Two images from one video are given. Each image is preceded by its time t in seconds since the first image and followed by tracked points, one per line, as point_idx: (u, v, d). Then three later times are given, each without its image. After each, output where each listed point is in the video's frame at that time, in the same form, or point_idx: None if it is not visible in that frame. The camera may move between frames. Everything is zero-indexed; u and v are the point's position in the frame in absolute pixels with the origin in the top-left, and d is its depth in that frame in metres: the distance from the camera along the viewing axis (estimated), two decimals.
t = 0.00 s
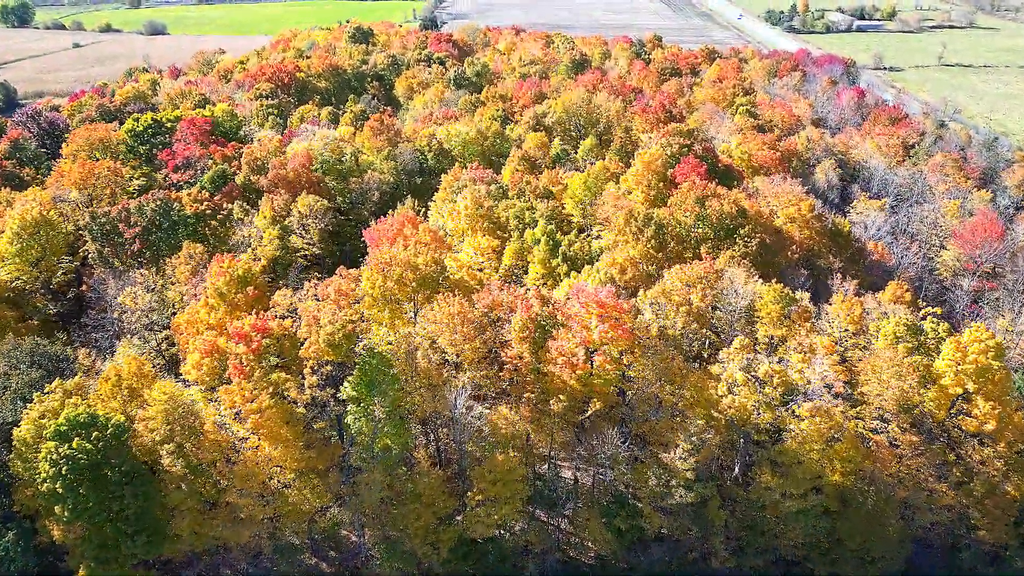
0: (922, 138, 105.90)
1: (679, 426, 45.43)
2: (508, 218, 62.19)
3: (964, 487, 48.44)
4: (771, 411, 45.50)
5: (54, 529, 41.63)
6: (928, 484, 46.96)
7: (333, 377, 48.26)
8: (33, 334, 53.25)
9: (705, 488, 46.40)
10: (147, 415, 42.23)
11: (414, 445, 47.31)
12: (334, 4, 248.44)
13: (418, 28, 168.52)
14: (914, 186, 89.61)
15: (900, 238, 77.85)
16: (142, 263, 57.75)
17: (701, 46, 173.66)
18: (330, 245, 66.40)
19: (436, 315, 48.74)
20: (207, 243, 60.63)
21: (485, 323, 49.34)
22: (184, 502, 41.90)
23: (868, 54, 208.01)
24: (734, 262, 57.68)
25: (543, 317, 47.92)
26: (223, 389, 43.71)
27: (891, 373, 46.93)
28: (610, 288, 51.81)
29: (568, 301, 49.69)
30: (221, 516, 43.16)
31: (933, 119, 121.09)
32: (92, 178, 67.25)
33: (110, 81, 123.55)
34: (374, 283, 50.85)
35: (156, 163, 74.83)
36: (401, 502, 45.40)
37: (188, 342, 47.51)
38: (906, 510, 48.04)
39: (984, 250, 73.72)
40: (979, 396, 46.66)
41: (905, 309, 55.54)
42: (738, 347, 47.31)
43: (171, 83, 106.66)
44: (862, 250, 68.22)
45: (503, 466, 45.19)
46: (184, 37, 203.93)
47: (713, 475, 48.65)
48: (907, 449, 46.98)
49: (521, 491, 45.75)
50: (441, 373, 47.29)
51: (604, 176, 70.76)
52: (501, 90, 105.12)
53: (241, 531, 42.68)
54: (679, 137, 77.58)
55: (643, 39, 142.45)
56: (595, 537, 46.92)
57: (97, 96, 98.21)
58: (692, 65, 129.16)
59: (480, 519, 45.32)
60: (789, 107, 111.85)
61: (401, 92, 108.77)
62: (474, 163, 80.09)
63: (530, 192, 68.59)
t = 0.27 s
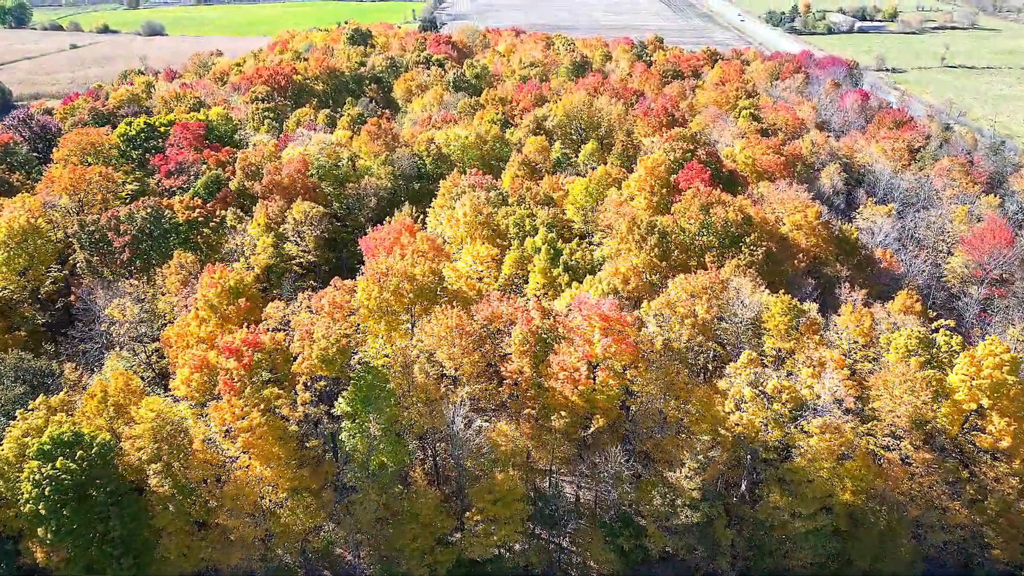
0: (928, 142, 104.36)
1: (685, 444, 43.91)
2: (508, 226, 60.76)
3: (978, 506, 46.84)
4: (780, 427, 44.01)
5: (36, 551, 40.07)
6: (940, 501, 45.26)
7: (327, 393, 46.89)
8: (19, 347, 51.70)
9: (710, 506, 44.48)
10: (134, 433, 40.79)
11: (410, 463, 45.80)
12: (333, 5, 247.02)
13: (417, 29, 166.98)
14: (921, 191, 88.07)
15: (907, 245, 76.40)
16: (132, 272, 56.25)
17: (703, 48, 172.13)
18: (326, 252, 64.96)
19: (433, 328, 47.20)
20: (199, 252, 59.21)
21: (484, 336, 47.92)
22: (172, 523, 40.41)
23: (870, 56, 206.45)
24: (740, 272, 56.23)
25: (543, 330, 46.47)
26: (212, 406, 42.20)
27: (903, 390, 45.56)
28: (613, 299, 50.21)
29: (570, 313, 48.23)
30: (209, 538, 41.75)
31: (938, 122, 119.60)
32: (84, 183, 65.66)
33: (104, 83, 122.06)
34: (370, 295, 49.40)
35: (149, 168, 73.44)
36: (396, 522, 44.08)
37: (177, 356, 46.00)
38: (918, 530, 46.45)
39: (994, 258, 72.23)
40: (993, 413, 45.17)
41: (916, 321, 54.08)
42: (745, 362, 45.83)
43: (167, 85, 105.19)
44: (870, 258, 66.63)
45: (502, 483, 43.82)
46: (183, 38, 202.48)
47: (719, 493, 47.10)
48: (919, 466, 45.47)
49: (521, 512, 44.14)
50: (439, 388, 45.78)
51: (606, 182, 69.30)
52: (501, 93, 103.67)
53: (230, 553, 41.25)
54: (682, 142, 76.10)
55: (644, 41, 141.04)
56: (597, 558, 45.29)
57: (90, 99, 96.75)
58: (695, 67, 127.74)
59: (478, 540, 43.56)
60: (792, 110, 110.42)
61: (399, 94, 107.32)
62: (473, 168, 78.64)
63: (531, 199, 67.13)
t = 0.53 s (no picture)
0: (933, 145, 102.94)
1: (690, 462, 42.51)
2: (508, 233, 59.26)
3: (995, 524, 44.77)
4: (789, 445, 42.52)
5: None
6: (958, 521, 43.25)
7: (321, 409, 45.43)
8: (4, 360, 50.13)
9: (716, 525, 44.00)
10: (119, 453, 39.23)
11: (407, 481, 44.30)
12: (331, 5, 245.49)
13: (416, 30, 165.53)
14: (927, 196, 86.66)
15: (914, 252, 75.02)
16: (121, 282, 54.73)
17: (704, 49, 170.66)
18: (321, 260, 63.48)
19: (430, 341, 45.68)
20: (191, 260, 57.64)
21: (483, 349, 46.49)
22: (158, 546, 38.53)
23: (872, 57, 204.97)
24: (746, 281, 54.74)
25: (544, 344, 45.02)
26: (201, 423, 40.62)
27: (916, 406, 44.17)
28: (616, 311, 48.73)
29: (572, 326, 46.67)
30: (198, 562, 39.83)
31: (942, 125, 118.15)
32: (73, 189, 64.16)
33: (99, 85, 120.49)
34: (365, 307, 47.87)
35: (142, 174, 71.89)
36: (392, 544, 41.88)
37: (165, 370, 44.35)
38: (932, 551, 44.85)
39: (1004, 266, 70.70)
40: (1009, 430, 43.63)
41: (926, 332, 52.62)
42: (752, 377, 44.34)
43: (161, 88, 103.61)
44: (877, 266, 65.18)
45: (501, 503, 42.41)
46: (180, 39, 200.84)
47: (726, 512, 45.56)
48: (932, 485, 43.98)
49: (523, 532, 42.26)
50: (436, 404, 44.30)
51: (607, 187, 67.80)
52: (501, 95, 102.16)
53: None
54: (685, 147, 74.62)
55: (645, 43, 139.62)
56: None
57: (83, 101, 95.21)
58: (696, 70, 126.31)
59: (477, 561, 41.34)
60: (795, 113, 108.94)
61: (398, 97, 105.85)
62: (472, 172, 77.12)
63: (531, 205, 65.59)
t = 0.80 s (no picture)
0: (939, 149, 101.38)
1: (692, 480, 41.85)
2: (508, 241, 57.86)
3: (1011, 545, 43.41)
4: (798, 465, 40.98)
5: None
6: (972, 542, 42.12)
7: (314, 426, 43.84)
8: None
9: (725, 549, 41.81)
10: (103, 472, 37.72)
11: (403, 501, 42.61)
12: (330, 6, 244.10)
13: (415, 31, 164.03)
14: (935, 201, 85.11)
15: (921, 258, 73.50)
16: (108, 293, 53.52)
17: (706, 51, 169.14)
18: (316, 268, 62.13)
19: (427, 355, 44.12)
20: (181, 268, 55.96)
21: (481, 363, 44.99)
22: (144, 571, 36.38)
23: (875, 58, 203.49)
24: (752, 291, 53.21)
25: (543, 358, 43.64)
26: (189, 441, 39.07)
27: (930, 423, 42.52)
28: (619, 323, 47.21)
29: (574, 339, 45.07)
30: None
31: (948, 128, 116.55)
32: (63, 195, 62.67)
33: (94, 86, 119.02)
34: (359, 319, 46.36)
35: (134, 179, 70.42)
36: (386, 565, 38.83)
37: (152, 385, 42.74)
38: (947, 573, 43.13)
39: (1014, 273, 69.14)
40: None
41: (937, 345, 51.14)
42: (759, 394, 42.82)
43: (156, 90, 102.07)
44: (886, 274, 63.64)
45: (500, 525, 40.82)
46: (178, 40, 199.27)
47: (733, 532, 44.06)
48: (946, 503, 42.51)
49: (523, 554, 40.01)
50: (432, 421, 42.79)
51: (608, 193, 66.36)
52: (500, 98, 100.65)
53: None
54: (688, 152, 73.12)
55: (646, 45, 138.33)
56: None
57: (77, 104, 93.64)
58: (698, 72, 124.86)
59: None
60: (799, 116, 107.46)
61: (396, 100, 104.30)
62: (471, 178, 75.62)
63: (531, 211, 64.05)
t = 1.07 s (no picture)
0: (945, 153, 99.98)
1: (702, 502, 40.51)
2: (507, 250, 56.39)
3: None
4: (809, 485, 39.63)
5: None
6: (989, 565, 40.56)
7: (305, 444, 42.25)
8: None
9: (731, 570, 41.39)
10: (86, 496, 35.99)
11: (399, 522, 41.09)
12: (329, 7, 242.76)
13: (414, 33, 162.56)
14: (941, 206, 83.69)
15: (929, 265, 72.12)
16: (96, 304, 52.09)
17: (707, 52, 167.68)
18: (311, 276, 60.60)
19: (423, 371, 42.54)
20: (172, 277, 54.39)
21: (479, 379, 43.46)
22: None
23: (877, 60, 202.08)
24: (759, 302, 51.69)
25: (543, 374, 42.17)
26: (177, 462, 37.50)
27: (945, 442, 40.91)
28: (622, 337, 45.63)
29: (576, 354, 43.54)
30: None
31: (953, 131, 115.11)
32: (52, 202, 60.95)
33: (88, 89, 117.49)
34: (353, 332, 44.72)
35: (125, 185, 68.90)
36: None
37: (138, 403, 41.17)
38: None
39: None
40: None
41: (949, 358, 49.72)
42: (768, 411, 41.36)
43: (150, 93, 100.51)
44: (894, 283, 62.15)
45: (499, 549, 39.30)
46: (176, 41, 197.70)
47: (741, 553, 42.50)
48: (963, 524, 40.60)
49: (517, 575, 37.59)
50: (428, 439, 41.12)
51: (610, 199, 64.83)
52: (500, 101, 99.18)
53: None
54: (692, 157, 71.56)
55: (647, 48, 136.93)
56: None
57: (69, 107, 92.10)
58: (700, 74, 123.41)
59: None
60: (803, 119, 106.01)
61: (394, 103, 102.70)
62: (470, 183, 74.13)
63: (531, 218, 62.49)
